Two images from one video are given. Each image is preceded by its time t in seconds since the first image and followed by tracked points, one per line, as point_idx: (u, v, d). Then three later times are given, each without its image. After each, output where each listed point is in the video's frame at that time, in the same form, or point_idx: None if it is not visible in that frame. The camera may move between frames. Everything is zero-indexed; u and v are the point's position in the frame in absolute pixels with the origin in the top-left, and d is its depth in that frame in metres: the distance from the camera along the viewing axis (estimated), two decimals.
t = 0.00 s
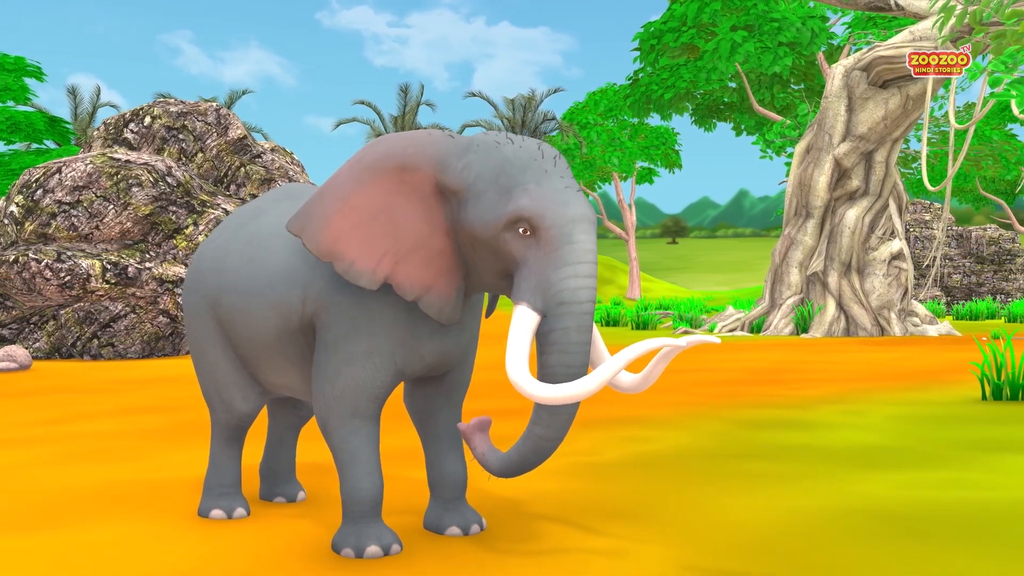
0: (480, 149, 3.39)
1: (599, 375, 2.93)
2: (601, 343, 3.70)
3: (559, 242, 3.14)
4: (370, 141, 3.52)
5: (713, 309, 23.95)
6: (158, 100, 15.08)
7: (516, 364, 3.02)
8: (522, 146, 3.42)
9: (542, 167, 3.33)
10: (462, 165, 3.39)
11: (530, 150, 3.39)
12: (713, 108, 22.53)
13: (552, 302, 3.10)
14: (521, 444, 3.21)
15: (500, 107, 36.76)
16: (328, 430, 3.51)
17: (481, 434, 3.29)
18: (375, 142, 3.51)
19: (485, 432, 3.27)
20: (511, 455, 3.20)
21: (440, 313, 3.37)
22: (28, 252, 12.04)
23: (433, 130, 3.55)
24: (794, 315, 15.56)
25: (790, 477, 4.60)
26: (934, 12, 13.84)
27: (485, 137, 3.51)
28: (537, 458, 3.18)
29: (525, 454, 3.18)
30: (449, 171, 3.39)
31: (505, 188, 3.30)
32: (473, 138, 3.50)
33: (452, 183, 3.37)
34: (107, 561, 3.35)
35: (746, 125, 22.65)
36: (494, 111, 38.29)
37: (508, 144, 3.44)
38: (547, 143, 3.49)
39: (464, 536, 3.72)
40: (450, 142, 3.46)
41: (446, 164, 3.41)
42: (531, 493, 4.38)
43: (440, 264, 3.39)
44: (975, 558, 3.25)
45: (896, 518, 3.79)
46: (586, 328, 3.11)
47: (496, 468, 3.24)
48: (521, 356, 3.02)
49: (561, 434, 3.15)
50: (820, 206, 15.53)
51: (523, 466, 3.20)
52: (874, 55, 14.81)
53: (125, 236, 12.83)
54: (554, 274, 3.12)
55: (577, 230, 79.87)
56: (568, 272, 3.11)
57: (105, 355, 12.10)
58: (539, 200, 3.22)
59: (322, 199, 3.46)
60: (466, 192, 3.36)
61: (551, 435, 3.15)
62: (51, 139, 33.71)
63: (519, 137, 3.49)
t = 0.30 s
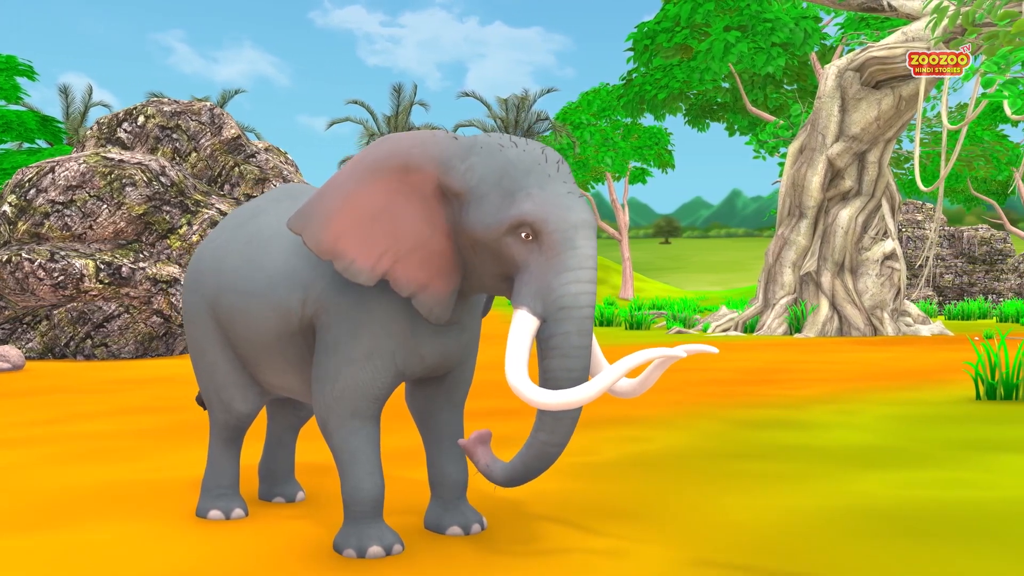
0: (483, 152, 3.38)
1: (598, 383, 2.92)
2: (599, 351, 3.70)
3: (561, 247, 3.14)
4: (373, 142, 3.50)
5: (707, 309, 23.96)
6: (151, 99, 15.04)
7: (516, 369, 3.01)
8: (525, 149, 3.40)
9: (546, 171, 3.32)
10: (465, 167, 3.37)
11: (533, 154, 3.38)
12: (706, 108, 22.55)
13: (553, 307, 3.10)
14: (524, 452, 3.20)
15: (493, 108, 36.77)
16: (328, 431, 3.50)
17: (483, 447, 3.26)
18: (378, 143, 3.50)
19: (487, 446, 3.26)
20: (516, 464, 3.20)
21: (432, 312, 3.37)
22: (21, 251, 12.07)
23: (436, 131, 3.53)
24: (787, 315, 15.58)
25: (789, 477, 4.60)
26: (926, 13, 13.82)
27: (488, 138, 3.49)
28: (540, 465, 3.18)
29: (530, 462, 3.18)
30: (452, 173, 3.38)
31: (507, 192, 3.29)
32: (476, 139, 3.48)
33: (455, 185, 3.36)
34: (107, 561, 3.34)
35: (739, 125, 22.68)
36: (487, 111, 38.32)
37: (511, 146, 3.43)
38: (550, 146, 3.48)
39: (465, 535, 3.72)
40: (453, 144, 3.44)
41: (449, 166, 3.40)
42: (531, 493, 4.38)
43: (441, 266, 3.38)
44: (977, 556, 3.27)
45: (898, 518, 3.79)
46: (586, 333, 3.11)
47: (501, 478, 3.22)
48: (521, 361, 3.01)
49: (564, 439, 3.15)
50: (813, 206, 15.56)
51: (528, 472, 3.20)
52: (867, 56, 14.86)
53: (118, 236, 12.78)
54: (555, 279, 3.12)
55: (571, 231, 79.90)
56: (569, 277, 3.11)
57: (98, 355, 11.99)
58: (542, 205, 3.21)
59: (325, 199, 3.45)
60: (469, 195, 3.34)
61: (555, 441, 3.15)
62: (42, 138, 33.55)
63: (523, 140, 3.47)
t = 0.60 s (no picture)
0: (486, 158, 3.38)
1: (598, 390, 2.93)
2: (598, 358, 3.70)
3: (562, 255, 3.15)
4: (377, 146, 3.49)
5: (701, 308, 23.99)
6: (145, 99, 15.02)
7: (515, 376, 3.02)
8: (528, 156, 3.40)
9: (548, 178, 3.32)
10: (468, 174, 3.37)
11: (536, 160, 3.38)
12: (700, 108, 22.58)
13: (552, 314, 3.12)
14: (531, 462, 3.21)
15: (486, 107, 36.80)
16: (328, 432, 3.50)
17: (489, 466, 3.32)
18: (381, 146, 3.49)
19: (492, 464, 3.30)
20: (523, 477, 3.22)
21: (427, 314, 3.38)
22: (15, 251, 11.90)
23: (440, 136, 3.52)
24: (781, 315, 15.61)
25: (787, 476, 4.61)
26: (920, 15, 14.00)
27: (491, 144, 3.49)
28: (544, 473, 3.19)
29: (536, 470, 3.19)
30: (454, 179, 3.37)
31: (509, 198, 3.29)
32: (479, 145, 3.48)
33: (457, 190, 3.36)
34: (106, 561, 3.34)
35: (733, 125, 22.71)
36: (481, 111, 38.31)
37: (514, 153, 3.42)
38: (553, 153, 3.47)
39: (464, 535, 3.72)
40: (456, 150, 3.44)
41: (452, 171, 3.39)
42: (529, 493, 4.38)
43: (442, 270, 3.39)
44: (978, 556, 3.28)
45: (898, 518, 3.81)
46: (586, 340, 3.12)
47: (509, 493, 3.26)
48: (520, 368, 3.02)
49: (568, 444, 3.15)
50: (807, 207, 15.58)
51: (533, 480, 3.21)
52: (861, 56, 14.88)
53: (112, 235, 12.75)
54: (555, 286, 3.13)
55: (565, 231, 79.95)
56: (569, 285, 3.13)
57: (91, 355, 12.02)
58: (544, 212, 3.22)
59: (327, 202, 3.44)
60: (471, 201, 3.34)
61: (560, 448, 3.16)
62: (35, 138, 33.42)
63: (526, 147, 3.47)
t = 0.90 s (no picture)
0: (488, 158, 3.38)
1: (598, 392, 2.92)
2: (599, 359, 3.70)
3: (563, 256, 3.15)
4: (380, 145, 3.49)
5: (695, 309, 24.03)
6: (140, 98, 14.98)
7: (516, 377, 3.02)
8: (530, 157, 3.41)
9: (550, 179, 3.33)
10: (471, 174, 3.37)
11: (538, 161, 3.39)
12: (694, 108, 22.60)
13: (553, 315, 3.12)
14: (531, 462, 3.21)
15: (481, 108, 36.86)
16: (328, 432, 3.50)
17: (488, 470, 3.34)
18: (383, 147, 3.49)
19: (491, 469, 3.33)
20: (522, 478, 3.22)
21: (425, 313, 3.39)
22: (9, 251, 11.97)
23: (442, 135, 3.52)
24: (775, 315, 15.68)
25: (782, 476, 4.63)
26: (913, 15, 14.05)
27: (494, 144, 3.49)
28: (545, 474, 3.19)
29: (535, 470, 3.19)
30: (455, 179, 3.38)
31: (510, 199, 3.29)
32: (480, 146, 3.49)
33: (459, 191, 3.36)
34: (105, 562, 3.33)
35: (726, 126, 22.76)
36: (475, 111, 38.36)
37: (516, 154, 3.43)
38: (555, 154, 3.48)
39: (464, 535, 3.72)
40: (459, 150, 3.44)
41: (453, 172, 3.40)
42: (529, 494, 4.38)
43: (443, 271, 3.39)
44: (977, 555, 3.29)
45: (896, 517, 3.82)
46: (586, 341, 3.12)
47: (510, 496, 3.26)
48: (521, 369, 3.02)
49: (568, 445, 3.16)
50: (801, 207, 15.62)
51: (533, 480, 3.21)
52: (855, 57, 14.92)
53: (106, 235, 12.69)
54: (557, 286, 3.13)
55: (559, 231, 80.01)
56: (570, 285, 3.13)
57: (86, 355, 11.94)
58: (546, 213, 3.22)
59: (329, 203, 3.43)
60: (473, 201, 3.35)
61: (560, 448, 3.16)
62: (28, 138, 33.34)
63: (528, 147, 3.48)
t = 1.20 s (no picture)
0: (488, 155, 3.38)
1: (598, 390, 2.93)
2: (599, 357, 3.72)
3: (564, 253, 3.15)
4: (381, 142, 3.48)
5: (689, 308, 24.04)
6: (134, 98, 14.94)
7: (517, 374, 3.02)
8: (531, 154, 3.41)
9: (551, 176, 3.32)
10: (473, 171, 3.37)
11: (538, 158, 3.39)
12: (688, 108, 22.61)
13: (553, 312, 3.13)
14: (524, 457, 3.22)
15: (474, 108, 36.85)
16: (328, 432, 3.50)
17: (481, 462, 3.35)
18: (383, 145, 3.48)
19: (484, 461, 3.34)
20: (514, 471, 3.23)
21: (427, 312, 3.38)
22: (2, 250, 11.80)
23: (442, 133, 3.52)
24: (769, 315, 15.70)
25: (778, 475, 4.65)
26: (907, 16, 14.06)
27: (494, 141, 3.49)
28: (537, 468, 3.20)
29: (527, 464, 3.20)
30: (456, 177, 3.37)
31: (511, 196, 3.29)
32: (481, 143, 3.49)
33: (460, 188, 3.36)
34: (105, 562, 3.33)
35: (721, 126, 22.77)
36: (469, 111, 38.37)
37: (517, 150, 3.43)
38: (555, 151, 3.48)
39: (464, 536, 3.72)
40: (459, 147, 3.44)
41: (454, 169, 3.39)
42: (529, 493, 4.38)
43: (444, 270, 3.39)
44: (973, 554, 3.30)
45: (891, 515, 3.84)
46: (586, 339, 3.13)
47: (502, 487, 3.28)
48: (522, 366, 3.02)
49: (561, 441, 3.16)
50: (795, 207, 15.66)
51: (526, 474, 3.21)
52: (849, 57, 14.93)
53: (101, 235, 12.67)
54: (558, 284, 3.14)
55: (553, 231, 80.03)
56: (571, 283, 3.13)
57: (80, 356, 11.92)
58: (547, 210, 3.22)
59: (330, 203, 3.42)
60: (474, 199, 3.35)
61: (554, 445, 3.17)
62: (20, 137, 33.22)
63: (529, 144, 3.47)
